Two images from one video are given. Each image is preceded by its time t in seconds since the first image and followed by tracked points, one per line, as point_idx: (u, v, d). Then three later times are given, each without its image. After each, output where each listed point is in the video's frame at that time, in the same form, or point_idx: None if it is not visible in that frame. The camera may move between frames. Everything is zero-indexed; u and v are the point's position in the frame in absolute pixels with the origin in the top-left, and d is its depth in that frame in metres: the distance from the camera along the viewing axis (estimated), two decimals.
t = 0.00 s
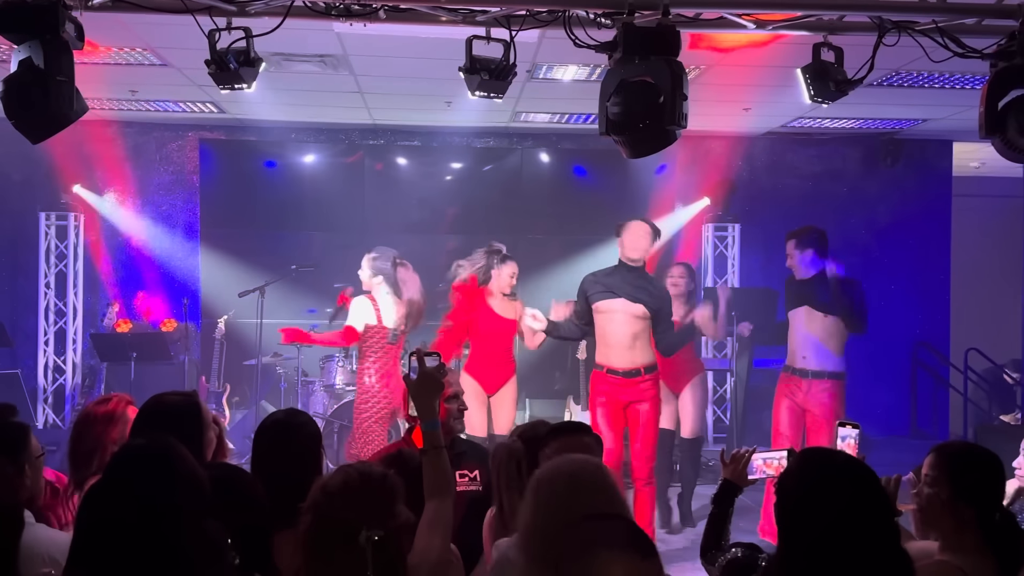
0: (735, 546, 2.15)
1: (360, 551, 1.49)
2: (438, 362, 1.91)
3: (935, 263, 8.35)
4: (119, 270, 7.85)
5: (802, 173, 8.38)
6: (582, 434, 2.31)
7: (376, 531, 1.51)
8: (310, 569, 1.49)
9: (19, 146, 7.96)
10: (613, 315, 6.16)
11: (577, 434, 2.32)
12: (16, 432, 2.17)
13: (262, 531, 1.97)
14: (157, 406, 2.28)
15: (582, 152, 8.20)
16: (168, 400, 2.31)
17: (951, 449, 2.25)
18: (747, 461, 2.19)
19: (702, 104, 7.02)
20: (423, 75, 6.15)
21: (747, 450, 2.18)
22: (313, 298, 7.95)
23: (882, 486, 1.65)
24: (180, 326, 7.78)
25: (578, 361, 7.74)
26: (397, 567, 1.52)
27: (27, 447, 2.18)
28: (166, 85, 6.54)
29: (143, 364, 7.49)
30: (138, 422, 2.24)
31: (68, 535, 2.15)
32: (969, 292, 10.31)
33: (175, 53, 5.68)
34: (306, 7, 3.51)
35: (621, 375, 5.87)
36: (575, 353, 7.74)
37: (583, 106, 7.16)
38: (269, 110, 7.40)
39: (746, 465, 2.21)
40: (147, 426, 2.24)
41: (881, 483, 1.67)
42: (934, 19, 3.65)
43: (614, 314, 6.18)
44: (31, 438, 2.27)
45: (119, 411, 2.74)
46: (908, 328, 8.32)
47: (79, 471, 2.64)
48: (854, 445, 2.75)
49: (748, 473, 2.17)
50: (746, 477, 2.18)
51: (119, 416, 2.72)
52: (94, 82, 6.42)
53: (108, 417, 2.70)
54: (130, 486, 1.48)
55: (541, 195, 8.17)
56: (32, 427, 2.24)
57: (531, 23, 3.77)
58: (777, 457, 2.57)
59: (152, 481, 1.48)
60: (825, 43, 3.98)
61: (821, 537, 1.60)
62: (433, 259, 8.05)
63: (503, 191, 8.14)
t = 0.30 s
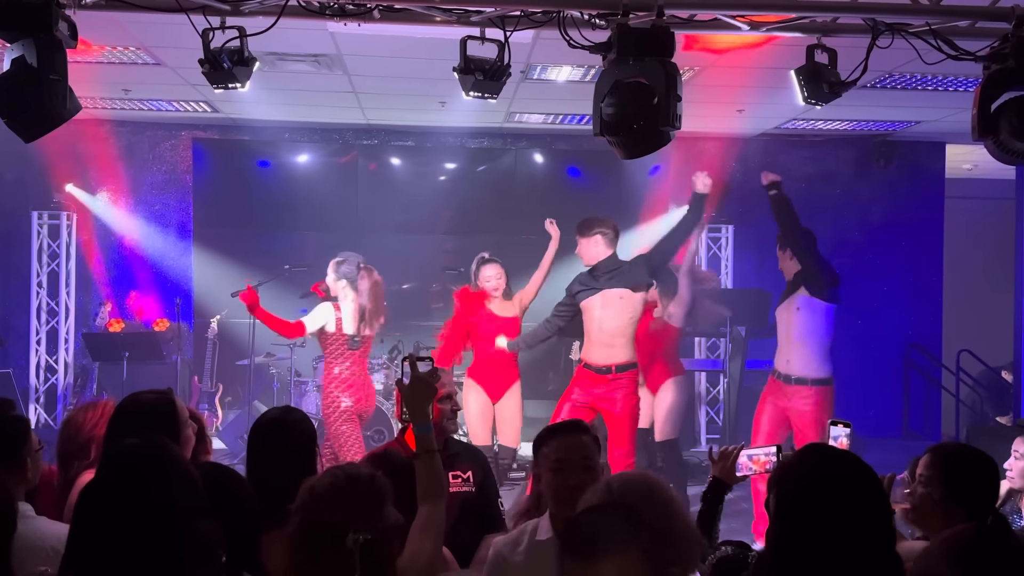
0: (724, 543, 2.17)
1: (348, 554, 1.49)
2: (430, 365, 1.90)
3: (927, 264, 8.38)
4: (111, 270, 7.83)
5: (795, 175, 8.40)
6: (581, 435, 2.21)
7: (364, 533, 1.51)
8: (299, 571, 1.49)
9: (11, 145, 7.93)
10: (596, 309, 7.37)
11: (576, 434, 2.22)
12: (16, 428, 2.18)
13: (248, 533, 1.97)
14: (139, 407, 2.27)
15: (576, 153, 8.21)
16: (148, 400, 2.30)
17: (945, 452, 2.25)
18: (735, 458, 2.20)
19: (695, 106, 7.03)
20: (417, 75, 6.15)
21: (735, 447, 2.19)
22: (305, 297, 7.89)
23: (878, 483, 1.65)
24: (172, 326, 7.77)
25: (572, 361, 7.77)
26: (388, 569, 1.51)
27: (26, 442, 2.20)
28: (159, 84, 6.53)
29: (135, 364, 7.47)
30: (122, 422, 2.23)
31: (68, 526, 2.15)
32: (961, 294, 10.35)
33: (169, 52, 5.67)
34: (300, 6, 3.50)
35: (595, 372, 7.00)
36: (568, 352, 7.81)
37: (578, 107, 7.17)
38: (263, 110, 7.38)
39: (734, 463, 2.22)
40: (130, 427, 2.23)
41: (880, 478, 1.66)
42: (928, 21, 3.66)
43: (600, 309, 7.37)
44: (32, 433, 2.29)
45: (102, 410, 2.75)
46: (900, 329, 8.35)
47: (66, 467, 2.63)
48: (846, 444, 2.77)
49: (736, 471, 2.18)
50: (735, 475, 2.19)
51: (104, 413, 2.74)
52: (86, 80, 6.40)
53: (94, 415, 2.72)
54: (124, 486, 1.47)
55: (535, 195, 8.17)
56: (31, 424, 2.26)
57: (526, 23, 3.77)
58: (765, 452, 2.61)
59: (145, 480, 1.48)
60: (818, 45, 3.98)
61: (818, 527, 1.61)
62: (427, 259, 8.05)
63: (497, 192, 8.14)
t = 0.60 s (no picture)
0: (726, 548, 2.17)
1: (344, 551, 1.49)
2: (428, 363, 1.88)
3: (925, 266, 8.39)
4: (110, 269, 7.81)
5: (793, 175, 8.40)
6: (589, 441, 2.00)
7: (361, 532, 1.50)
8: (297, 569, 1.49)
9: (9, 144, 7.92)
10: (549, 312, 7.13)
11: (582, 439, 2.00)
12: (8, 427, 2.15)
13: (252, 528, 1.97)
14: (132, 407, 2.27)
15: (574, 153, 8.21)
16: (142, 400, 2.30)
17: (945, 454, 2.26)
18: (734, 463, 2.21)
19: (694, 106, 7.04)
20: (416, 75, 6.16)
21: (733, 452, 2.21)
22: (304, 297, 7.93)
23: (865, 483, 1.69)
24: (171, 326, 7.75)
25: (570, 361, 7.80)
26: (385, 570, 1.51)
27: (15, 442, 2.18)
28: (158, 83, 6.53)
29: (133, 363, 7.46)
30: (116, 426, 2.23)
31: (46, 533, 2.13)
32: (959, 295, 10.37)
33: (168, 51, 5.66)
34: (299, 6, 3.50)
35: (548, 376, 6.75)
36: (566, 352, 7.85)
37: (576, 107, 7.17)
38: (261, 109, 7.38)
39: (733, 468, 2.23)
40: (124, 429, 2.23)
41: (864, 477, 1.70)
42: (925, 22, 3.66)
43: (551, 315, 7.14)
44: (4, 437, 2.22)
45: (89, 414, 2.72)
46: (897, 330, 8.36)
47: (55, 470, 2.61)
48: (843, 445, 2.77)
49: (735, 475, 2.19)
50: (734, 479, 2.19)
51: (91, 417, 2.72)
52: (84, 79, 6.39)
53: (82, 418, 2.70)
54: (121, 485, 1.47)
55: (533, 195, 8.16)
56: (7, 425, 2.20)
57: (524, 24, 3.76)
58: (761, 458, 2.57)
59: (142, 480, 1.47)
60: (816, 45, 3.99)
61: (806, 523, 1.64)
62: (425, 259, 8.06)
63: (496, 191, 8.14)
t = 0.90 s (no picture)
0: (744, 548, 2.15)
1: (362, 546, 1.50)
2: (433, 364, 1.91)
3: (930, 266, 8.37)
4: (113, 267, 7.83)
5: (798, 175, 8.39)
6: (600, 453, 2.07)
7: (379, 528, 1.51)
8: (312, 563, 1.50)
9: (15, 144, 7.94)
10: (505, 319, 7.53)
11: (591, 450, 2.07)
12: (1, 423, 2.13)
13: (261, 524, 1.94)
14: (139, 406, 2.27)
15: (579, 153, 8.21)
16: (149, 400, 2.30)
17: (954, 459, 2.24)
18: (744, 459, 2.20)
19: (699, 106, 7.03)
20: (421, 74, 6.16)
21: (745, 449, 2.20)
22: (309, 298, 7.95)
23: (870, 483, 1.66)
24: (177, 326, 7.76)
25: (574, 361, 7.83)
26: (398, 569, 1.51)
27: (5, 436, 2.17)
28: (162, 82, 6.54)
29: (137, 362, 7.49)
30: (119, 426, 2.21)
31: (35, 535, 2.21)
32: (964, 295, 10.34)
33: (173, 50, 5.67)
34: (304, 5, 3.49)
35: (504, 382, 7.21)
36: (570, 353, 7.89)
37: (580, 107, 7.17)
38: (266, 108, 7.39)
39: (744, 464, 2.22)
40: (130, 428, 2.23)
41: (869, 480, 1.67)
42: (931, 22, 3.65)
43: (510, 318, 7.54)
44: None
45: (78, 412, 2.70)
46: (902, 331, 8.34)
47: (46, 468, 2.60)
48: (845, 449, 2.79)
49: (745, 472, 2.18)
50: (744, 476, 2.18)
51: (80, 415, 2.69)
52: (88, 78, 6.41)
53: (71, 417, 2.68)
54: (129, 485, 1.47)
55: (537, 194, 8.15)
56: None
57: (529, 23, 3.76)
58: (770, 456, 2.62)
59: (152, 478, 1.48)
60: (822, 45, 3.97)
61: (805, 526, 1.61)
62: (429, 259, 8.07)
63: (500, 191, 8.14)
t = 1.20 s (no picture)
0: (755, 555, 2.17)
1: (391, 544, 1.60)
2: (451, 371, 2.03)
3: (942, 267, 8.32)
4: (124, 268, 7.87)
5: (808, 176, 8.37)
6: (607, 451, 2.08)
7: (408, 530, 1.62)
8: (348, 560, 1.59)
9: (27, 144, 7.96)
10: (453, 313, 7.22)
11: (599, 448, 2.08)
12: None
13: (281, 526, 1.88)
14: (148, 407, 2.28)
15: (588, 153, 8.20)
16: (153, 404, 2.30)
17: (969, 462, 2.21)
18: (758, 463, 2.18)
19: (709, 106, 7.02)
20: (430, 74, 6.15)
21: (758, 453, 2.18)
22: (319, 297, 8.13)
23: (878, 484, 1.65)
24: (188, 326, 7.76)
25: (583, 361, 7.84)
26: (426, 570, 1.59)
27: None
28: (172, 83, 6.56)
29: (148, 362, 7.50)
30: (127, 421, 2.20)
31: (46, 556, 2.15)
32: (976, 295, 10.29)
33: (182, 51, 5.69)
34: (314, 5, 3.49)
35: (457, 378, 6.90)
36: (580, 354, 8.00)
37: (590, 107, 7.16)
38: (275, 108, 7.40)
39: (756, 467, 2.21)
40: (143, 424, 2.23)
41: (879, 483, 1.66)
42: (943, 21, 3.63)
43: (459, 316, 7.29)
44: None
45: (79, 420, 2.67)
46: (914, 332, 8.30)
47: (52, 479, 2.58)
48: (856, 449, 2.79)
49: (759, 476, 2.17)
50: (758, 479, 2.17)
51: (81, 422, 2.67)
52: (99, 79, 6.43)
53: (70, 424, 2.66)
54: (147, 487, 1.48)
55: (546, 195, 8.18)
56: None
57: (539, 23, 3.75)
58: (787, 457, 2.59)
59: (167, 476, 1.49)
60: (833, 44, 3.95)
61: (814, 527, 1.61)
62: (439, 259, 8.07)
63: (509, 191, 8.15)
